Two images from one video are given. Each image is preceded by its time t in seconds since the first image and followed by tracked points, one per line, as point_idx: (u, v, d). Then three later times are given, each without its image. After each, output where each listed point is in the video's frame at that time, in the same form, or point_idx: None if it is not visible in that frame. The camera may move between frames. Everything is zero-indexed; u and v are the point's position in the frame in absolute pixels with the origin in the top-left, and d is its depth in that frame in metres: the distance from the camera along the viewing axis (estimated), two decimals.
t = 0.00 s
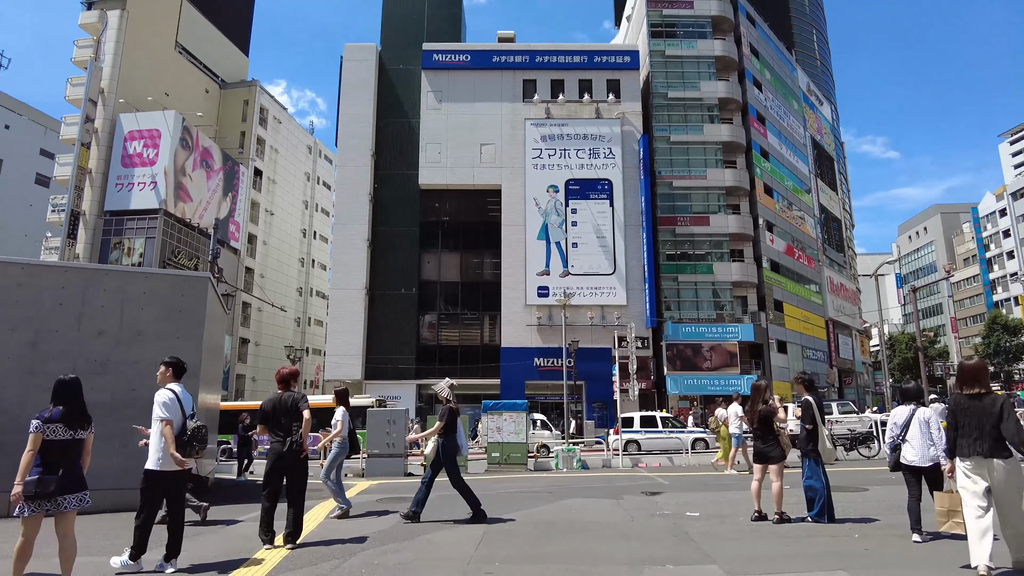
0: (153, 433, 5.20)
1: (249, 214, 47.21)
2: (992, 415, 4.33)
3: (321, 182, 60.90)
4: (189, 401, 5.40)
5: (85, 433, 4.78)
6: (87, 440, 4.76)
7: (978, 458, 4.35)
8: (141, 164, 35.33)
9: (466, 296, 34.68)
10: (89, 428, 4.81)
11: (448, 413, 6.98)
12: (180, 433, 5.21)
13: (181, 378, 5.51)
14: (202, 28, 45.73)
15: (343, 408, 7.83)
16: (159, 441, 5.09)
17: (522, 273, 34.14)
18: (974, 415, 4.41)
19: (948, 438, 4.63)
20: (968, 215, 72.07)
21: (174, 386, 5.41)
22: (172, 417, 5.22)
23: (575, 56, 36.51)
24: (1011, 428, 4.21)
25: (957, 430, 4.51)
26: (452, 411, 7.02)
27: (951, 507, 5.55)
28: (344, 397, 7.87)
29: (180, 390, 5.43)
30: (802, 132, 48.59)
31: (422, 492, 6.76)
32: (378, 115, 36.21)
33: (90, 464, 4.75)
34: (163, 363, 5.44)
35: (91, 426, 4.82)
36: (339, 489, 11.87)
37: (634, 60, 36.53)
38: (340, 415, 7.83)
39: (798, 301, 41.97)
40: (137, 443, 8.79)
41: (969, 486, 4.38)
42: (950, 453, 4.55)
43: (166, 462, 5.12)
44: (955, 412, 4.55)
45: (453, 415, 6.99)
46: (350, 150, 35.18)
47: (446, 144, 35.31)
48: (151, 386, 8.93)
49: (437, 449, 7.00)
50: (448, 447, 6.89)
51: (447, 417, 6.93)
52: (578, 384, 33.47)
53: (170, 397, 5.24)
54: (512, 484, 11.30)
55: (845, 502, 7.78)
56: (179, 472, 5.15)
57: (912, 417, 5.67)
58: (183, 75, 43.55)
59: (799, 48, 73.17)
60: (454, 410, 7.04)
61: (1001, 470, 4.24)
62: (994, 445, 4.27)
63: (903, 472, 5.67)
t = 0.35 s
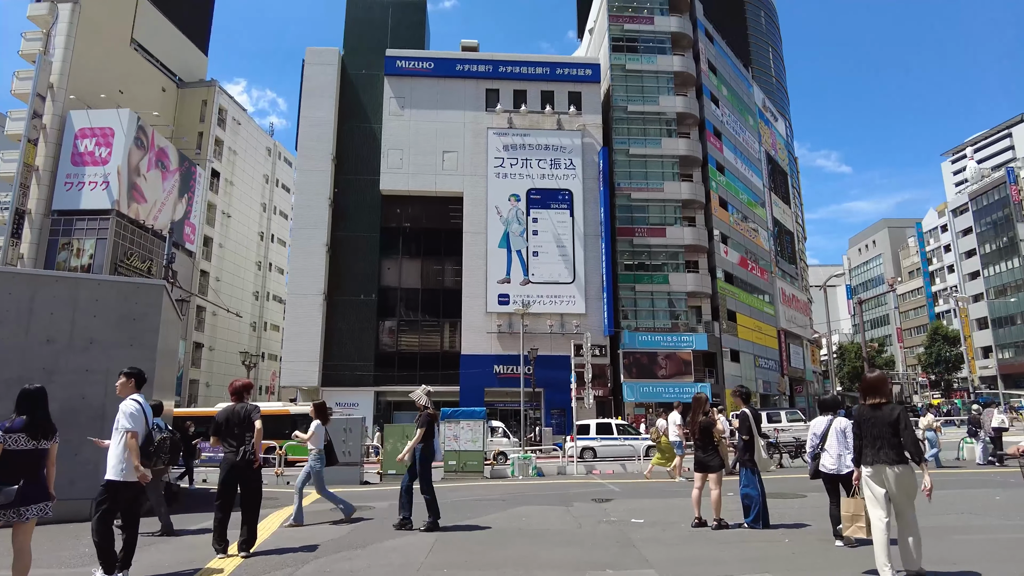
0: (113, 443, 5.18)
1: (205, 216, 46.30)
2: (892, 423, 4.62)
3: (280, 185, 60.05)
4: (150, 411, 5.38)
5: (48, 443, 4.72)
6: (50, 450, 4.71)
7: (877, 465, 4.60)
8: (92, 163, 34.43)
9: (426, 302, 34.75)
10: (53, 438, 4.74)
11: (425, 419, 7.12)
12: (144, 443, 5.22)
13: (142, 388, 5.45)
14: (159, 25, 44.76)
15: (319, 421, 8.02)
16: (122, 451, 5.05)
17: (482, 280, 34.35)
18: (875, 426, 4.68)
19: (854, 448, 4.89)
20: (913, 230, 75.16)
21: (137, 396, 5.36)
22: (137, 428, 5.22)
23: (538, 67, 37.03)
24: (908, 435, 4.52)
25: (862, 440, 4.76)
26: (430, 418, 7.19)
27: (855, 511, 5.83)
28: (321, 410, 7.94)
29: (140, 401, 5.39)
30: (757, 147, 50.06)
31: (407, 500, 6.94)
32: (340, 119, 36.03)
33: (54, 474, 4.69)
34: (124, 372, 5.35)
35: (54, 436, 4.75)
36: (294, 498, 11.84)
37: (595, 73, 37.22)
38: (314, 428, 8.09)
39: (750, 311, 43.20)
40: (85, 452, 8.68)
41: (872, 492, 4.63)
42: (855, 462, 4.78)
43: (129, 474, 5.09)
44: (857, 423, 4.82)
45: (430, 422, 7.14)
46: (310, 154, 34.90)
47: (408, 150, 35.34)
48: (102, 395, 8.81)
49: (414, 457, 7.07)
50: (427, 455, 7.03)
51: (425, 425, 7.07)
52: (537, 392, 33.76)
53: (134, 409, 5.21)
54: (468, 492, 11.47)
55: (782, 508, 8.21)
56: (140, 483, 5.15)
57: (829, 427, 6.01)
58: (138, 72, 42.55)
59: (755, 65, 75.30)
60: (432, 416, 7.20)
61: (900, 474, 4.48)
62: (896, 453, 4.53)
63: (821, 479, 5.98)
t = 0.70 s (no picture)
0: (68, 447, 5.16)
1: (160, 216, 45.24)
2: (812, 429, 4.89)
3: (238, 186, 59.03)
4: (107, 415, 5.39)
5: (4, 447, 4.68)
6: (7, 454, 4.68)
7: (798, 469, 4.89)
8: (41, 160, 33.45)
9: (387, 307, 34.85)
10: (9, 443, 4.71)
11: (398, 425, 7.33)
12: (102, 447, 5.22)
13: (99, 392, 5.43)
14: (115, 20, 43.66)
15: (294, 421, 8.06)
16: (81, 454, 5.04)
17: (443, 287, 34.42)
18: (795, 432, 4.94)
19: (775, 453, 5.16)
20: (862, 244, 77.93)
21: (94, 399, 5.35)
22: (94, 431, 5.21)
23: (501, 76, 37.44)
24: (826, 441, 4.86)
25: (783, 445, 5.03)
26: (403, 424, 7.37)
27: (775, 513, 6.06)
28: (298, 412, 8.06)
29: (96, 404, 5.37)
30: (714, 160, 51.34)
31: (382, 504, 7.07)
32: (301, 122, 35.73)
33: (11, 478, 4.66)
34: (78, 376, 5.32)
35: (10, 441, 4.72)
36: (249, 503, 11.79)
37: (558, 84, 37.77)
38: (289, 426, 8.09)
39: (705, 320, 44.25)
40: (32, 457, 8.52)
41: (789, 493, 4.97)
42: (776, 466, 5.07)
43: (85, 476, 5.07)
44: (780, 429, 5.05)
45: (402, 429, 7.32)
46: (271, 157, 34.49)
47: (370, 155, 35.27)
48: (51, 400, 8.66)
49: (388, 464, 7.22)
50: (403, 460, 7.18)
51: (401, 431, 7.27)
52: (496, 399, 33.94)
53: (91, 412, 5.22)
54: (423, 497, 11.61)
55: (723, 510, 8.59)
56: (96, 486, 5.13)
57: (759, 435, 6.26)
58: (91, 68, 41.41)
59: (714, 80, 77.26)
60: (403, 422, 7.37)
61: (815, 478, 4.83)
62: (813, 456, 4.86)
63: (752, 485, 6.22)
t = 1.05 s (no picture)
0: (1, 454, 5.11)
1: (100, 216, 43.71)
2: (719, 441, 5.26)
3: (184, 187, 57.49)
4: (43, 421, 5.37)
5: None
6: None
7: (705, 478, 5.21)
8: None
9: (335, 314, 34.51)
10: None
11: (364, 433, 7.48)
12: (38, 453, 5.17)
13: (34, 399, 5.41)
14: (55, 11, 42.14)
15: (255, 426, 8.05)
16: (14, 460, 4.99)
17: (393, 294, 34.30)
18: (702, 444, 5.30)
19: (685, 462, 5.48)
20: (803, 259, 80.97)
21: (29, 407, 5.34)
22: (28, 438, 5.16)
23: (455, 85, 37.75)
24: (729, 450, 5.22)
25: (691, 455, 5.36)
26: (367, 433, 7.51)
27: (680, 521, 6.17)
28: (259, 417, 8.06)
29: (30, 411, 5.34)
30: (663, 175, 52.73)
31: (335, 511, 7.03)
32: (251, 124, 35.20)
33: None
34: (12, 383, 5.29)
35: None
36: (187, 512, 11.64)
37: (511, 95, 38.28)
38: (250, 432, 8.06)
39: (652, 330, 45.27)
40: None
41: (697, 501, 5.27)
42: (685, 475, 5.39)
43: (21, 484, 4.98)
44: (689, 440, 5.39)
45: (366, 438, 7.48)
46: (218, 158, 33.84)
47: (322, 160, 34.98)
48: None
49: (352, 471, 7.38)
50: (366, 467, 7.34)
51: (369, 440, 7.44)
52: (445, 407, 33.95)
53: (25, 418, 5.21)
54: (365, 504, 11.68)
55: (653, 514, 8.97)
56: (32, 494, 5.06)
57: (674, 441, 6.69)
58: (28, 59, 39.84)
59: (665, 96, 79.42)
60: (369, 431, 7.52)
61: (719, 487, 5.14)
62: (716, 467, 5.18)
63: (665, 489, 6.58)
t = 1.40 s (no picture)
0: None
1: (31, 209, 41.79)
2: (634, 447, 5.52)
3: (124, 182, 55.50)
4: None
5: None
6: None
7: (620, 483, 5.46)
8: None
9: (281, 316, 33.85)
10: None
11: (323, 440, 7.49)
12: None
13: None
14: None
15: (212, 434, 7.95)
16: None
17: (341, 297, 33.90)
18: (618, 449, 5.55)
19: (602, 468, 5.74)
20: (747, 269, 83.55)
21: None
22: None
23: (408, 89, 37.67)
24: (642, 459, 5.47)
25: (607, 461, 5.61)
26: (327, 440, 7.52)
27: (595, 527, 6.50)
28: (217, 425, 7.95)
29: None
30: (613, 185, 53.74)
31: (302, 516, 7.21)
32: (196, 120, 34.31)
33: None
34: None
35: None
36: (119, 520, 11.31)
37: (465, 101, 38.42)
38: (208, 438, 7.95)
39: (599, 337, 45.98)
40: None
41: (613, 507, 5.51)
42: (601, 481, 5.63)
43: None
44: (607, 445, 5.64)
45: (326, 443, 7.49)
46: (160, 154, 32.85)
47: (269, 159, 34.34)
48: None
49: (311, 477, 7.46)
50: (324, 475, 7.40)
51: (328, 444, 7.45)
52: (392, 412, 33.71)
53: None
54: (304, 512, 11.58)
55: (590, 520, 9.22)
56: None
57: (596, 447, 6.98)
58: None
59: (617, 107, 80.99)
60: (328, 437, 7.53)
61: (633, 492, 5.35)
62: (633, 474, 5.43)
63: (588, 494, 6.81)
